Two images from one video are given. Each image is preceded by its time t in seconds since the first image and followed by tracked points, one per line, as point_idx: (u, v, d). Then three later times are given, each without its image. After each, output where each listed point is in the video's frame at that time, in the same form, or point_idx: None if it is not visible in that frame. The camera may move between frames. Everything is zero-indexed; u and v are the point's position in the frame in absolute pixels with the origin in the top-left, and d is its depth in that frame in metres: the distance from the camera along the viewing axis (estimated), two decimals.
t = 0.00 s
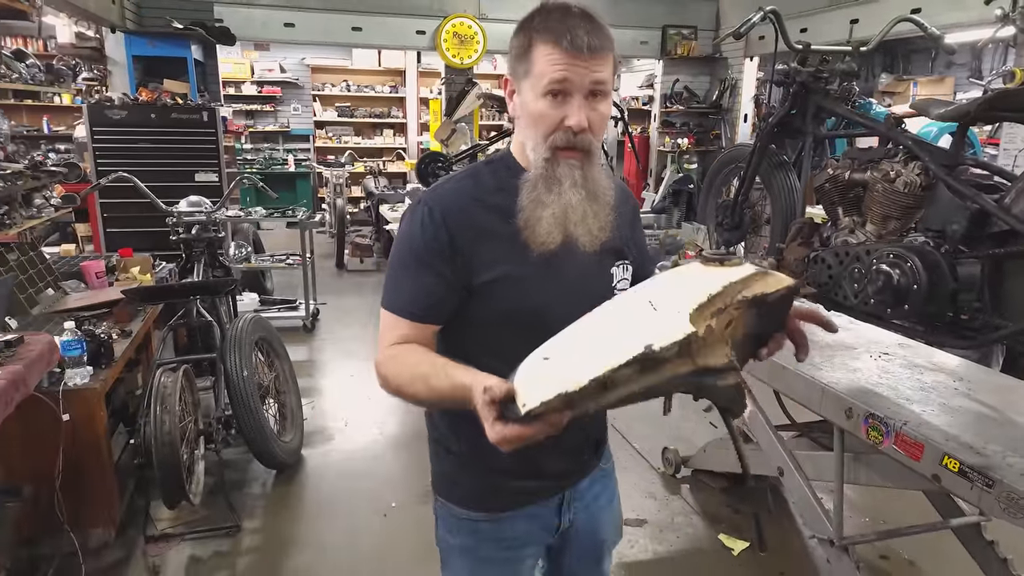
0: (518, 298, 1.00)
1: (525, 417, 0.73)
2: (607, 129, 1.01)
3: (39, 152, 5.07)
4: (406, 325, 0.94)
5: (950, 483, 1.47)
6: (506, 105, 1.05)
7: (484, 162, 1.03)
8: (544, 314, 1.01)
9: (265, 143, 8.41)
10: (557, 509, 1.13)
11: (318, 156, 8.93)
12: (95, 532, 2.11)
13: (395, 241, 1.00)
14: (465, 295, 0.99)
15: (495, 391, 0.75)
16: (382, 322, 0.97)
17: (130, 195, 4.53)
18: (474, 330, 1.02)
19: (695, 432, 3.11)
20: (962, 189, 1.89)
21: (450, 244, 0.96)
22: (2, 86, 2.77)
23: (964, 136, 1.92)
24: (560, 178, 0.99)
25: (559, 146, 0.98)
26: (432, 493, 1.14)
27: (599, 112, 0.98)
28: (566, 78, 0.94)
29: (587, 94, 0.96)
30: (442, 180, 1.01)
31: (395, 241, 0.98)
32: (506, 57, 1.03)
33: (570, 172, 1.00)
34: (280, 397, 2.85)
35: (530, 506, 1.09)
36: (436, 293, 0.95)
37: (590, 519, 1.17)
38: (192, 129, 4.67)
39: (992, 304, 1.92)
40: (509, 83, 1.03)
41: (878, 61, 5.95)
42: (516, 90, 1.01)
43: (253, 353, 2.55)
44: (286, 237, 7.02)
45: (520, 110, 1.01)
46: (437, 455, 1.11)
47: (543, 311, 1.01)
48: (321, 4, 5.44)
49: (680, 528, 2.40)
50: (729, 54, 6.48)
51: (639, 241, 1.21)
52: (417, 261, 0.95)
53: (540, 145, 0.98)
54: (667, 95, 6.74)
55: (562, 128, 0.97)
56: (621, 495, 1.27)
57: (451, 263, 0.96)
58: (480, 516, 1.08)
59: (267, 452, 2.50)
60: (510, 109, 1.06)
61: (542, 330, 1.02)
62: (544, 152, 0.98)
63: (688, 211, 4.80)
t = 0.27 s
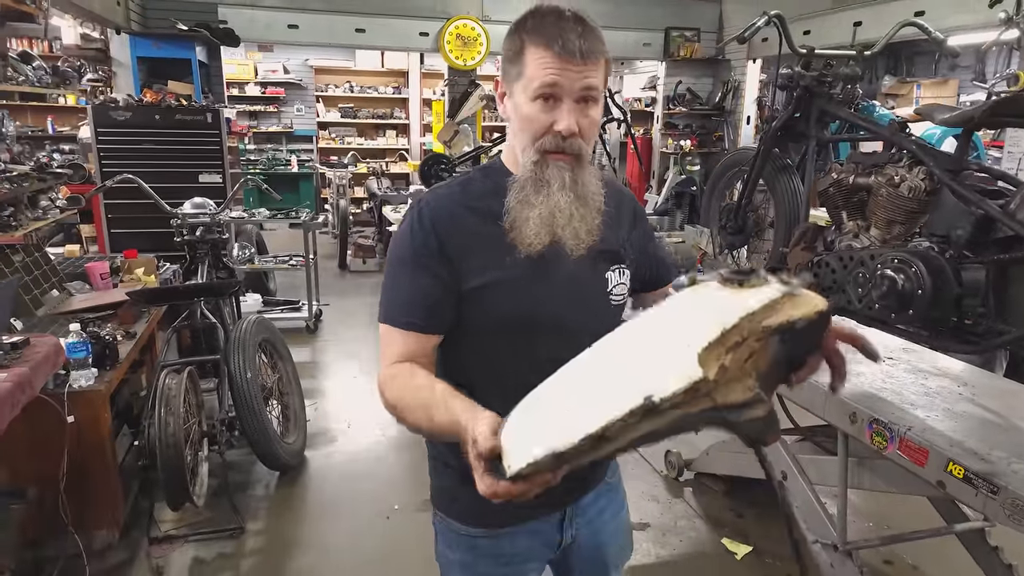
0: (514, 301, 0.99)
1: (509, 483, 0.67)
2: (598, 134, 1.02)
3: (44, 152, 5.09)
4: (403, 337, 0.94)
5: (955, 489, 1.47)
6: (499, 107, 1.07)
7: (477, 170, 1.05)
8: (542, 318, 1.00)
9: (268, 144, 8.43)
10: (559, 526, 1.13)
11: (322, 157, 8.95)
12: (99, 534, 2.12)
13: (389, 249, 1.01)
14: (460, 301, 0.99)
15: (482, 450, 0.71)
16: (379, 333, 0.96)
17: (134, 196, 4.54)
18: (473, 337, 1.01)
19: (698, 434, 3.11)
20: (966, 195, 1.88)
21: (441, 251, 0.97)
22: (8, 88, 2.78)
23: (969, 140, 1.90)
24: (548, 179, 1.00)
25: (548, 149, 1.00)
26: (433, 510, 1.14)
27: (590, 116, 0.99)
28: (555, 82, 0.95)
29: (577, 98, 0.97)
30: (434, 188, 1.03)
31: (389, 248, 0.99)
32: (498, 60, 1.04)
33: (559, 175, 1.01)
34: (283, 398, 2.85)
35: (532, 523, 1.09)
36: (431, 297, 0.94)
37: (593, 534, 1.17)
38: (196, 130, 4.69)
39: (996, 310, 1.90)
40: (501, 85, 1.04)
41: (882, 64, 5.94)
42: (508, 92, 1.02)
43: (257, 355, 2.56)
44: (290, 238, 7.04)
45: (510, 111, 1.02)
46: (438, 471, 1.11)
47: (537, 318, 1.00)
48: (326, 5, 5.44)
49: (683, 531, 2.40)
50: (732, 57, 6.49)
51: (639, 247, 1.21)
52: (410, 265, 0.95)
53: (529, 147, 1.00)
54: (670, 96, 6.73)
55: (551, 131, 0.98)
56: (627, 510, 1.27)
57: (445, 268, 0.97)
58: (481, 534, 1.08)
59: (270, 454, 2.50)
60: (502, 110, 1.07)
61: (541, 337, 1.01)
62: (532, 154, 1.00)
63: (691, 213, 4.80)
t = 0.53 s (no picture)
0: (496, 315, 1.02)
1: (466, 532, 0.73)
2: (586, 137, 1.03)
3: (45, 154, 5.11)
4: (383, 348, 0.98)
5: (953, 491, 1.48)
6: (484, 113, 1.07)
7: (466, 182, 1.07)
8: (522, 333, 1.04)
9: (269, 146, 8.44)
10: (557, 540, 1.14)
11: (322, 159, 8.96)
12: (102, 536, 2.14)
13: (377, 258, 1.04)
14: (442, 313, 1.02)
15: (445, 497, 0.75)
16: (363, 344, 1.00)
17: (135, 197, 4.55)
18: (455, 348, 1.05)
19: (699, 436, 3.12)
20: (964, 199, 1.90)
21: (423, 263, 1.00)
22: (10, 91, 2.79)
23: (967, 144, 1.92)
24: (536, 186, 1.01)
25: (536, 155, 1.01)
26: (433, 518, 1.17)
27: (576, 119, 1.00)
28: (539, 87, 0.96)
29: (563, 103, 0.98)
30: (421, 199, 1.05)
31: (374, 259, 1.02)
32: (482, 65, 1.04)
33: (547, 181, 1.02)
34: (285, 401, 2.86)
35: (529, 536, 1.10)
36: (411, 311, 0.98)
37: (594, 548, 1.18)
38: (197, 131, 4.70)
39: (994, 312, 1.90)
40: (485, 92, 1.05)
41: (881, 66, 5.95)
42: (493, 98, 1.03)
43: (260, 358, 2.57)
44: (291, 239, 7.05)
45: (495, 118, 1.03)
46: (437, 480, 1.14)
47: (519, 329, 1.03)
48: (327, 7, 5.45)
49: (684, 532, 2.41)
50: (732, 59, 6.50)
51: (639, 253, 1.21)
52: (391, 278, 0.98)
53: (515, 154, 1.01)
54: (671, 98, 6.74)
55: (539, 136, 0.99)
56: (629, 524, 1.27)
57: (427, 281, 1.00)
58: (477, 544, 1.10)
59: (273, 456, 2.52)
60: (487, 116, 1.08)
61: (524, 350, 1.05)
62: (520, 160, 1.01)
63: (691, 214, 4.81)
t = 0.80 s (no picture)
0: (487, 320, 1.05)
1: (443, 555, 0.72)
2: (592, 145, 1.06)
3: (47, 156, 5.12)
4: (374, 358, 1.00)
5: (953, 490, 1.48)
6: (481, 127, 1.08)
7: (458, 190, 1.10)
8: (513, 338, 1.06)
9: (270, 147, 8.45)
10: (557, 547, 1.15)
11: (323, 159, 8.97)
12: (105, 537, 2.13)
13: (369, 267, 1.07)
14: (433, 321, 1.05)
15: (423, 519, 0.75)
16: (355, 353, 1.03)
17: (136, 199, 4.57)
18: (447, 354, 1.08)
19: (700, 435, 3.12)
20: (963, 199, 1.90)
21: (415, 271, 1.03)
22: (12, 93, 2.80)
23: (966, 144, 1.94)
24: (559, 197, 1.03)
25: (553, 166, 1.03)
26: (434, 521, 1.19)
27: (583, 129, 1.02)
28: (553, 99, 0.97)
29: (573, 114, 1.00)
30: (412, 209, 1.08)
31: (366, 269, 1.06)
32: (477, 81, 1.04)
33: (566, 191, 1.04)
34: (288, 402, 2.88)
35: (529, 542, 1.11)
36: (402, 319, 1.01)
37: (594, 554, 1.19)
38: (198, 133, 4.71)
39: (994, 312, 1.90)
40: (484, 108, 1.05)
41: (882, 65, 5.95)
42: (491, 111, 1.03)
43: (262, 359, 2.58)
44: (292, 240, 7.07)
45: (499, 134, 1.03)
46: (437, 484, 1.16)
47: (510, 336, 1.06)
48: (328, 8, 5.45)
49: (686, 532, 2.41)
50: (733, 59, 6.51)
51: (631, 258, 1.23)
52: (382, 288, 1.01)
53: (535, 168, 1.02)
54: (671, 98, 6.75)
55: (555, 148, 1.01)
56: (628, 528, 1.29)
57: (417, 290, 1.03)
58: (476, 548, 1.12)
59: (275, 457, 2.53)
60: (484, 132, 1.08)
61: (516, 355, 1.07)
62: (539, 173, 1.02)
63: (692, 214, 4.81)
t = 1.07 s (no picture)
0: (486, 327, 1.05)
1: (448, 569, 0.72)
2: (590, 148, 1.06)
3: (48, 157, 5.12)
4: (372, 363, 1.01)
5: (954, 489, 1.49)
6: (478, 129, 1.07)
7: (454, 193, 1.09)
8: (511, 342, 1.06)
9: (270, 148, 8.46)
10: (560, 547, 1.15)
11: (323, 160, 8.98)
12: (107, 537, 2.14)
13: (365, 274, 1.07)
14: (431, 327, 1.06)
15: (426, 534, 0.75)
16: (355, 358, 1.03)
17: (137, 200, 4.57)
18: (446, 359, 1.09)
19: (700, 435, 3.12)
20: (964, 198, 1.90)
21: (413, 278, 1.03)
22: (13, 95, 2.81)
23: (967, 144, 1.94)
24: (555, 201, 1.02)
25: (550, 169, 1.02)
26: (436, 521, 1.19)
27: (582, 131, 1.02)
28: (552, 102, 0.97)
29: (573, 115, 1.00)
30: (407, 214, 1.08)
31: (363, 276, 1.06)
32: (476, 83, 1.04)
33: (563, 195, 1.04)
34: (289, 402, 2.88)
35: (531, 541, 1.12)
36: (399, 325, 1.01)
37: (595, 553, 1.19)
38: (199, 134, 4.71)
39: (995, 312, 1.90)
40: (483, 110, 1.04)
41: (882, 65, 5.94)
42: (490, 112, 1.03)
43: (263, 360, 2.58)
44: (292, 241, 7.07)
45: (499, 137, 1.03)
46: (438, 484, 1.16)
47: (510, 341, 1.06)
48: (328, 9, 5.44)
49: (687, 531, 2.41)
50: (733, 59, 6.51)
51: (626, 261, 1.23)
52: (379, 296, 1.01)
53: (531, 171, 1.01)
54: (672, 98, 6.75)
55: (553, 151, 1.00)
56: (628, 526, 1.30)
57: (416, 297, 1.03)
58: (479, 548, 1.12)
59: (277, 457, 2.53)
60: (483, 135, 1.08)
61: (514, 358, 1.08)
62: (535, 177, 1.02)
63: (692, 215, 4.81)
